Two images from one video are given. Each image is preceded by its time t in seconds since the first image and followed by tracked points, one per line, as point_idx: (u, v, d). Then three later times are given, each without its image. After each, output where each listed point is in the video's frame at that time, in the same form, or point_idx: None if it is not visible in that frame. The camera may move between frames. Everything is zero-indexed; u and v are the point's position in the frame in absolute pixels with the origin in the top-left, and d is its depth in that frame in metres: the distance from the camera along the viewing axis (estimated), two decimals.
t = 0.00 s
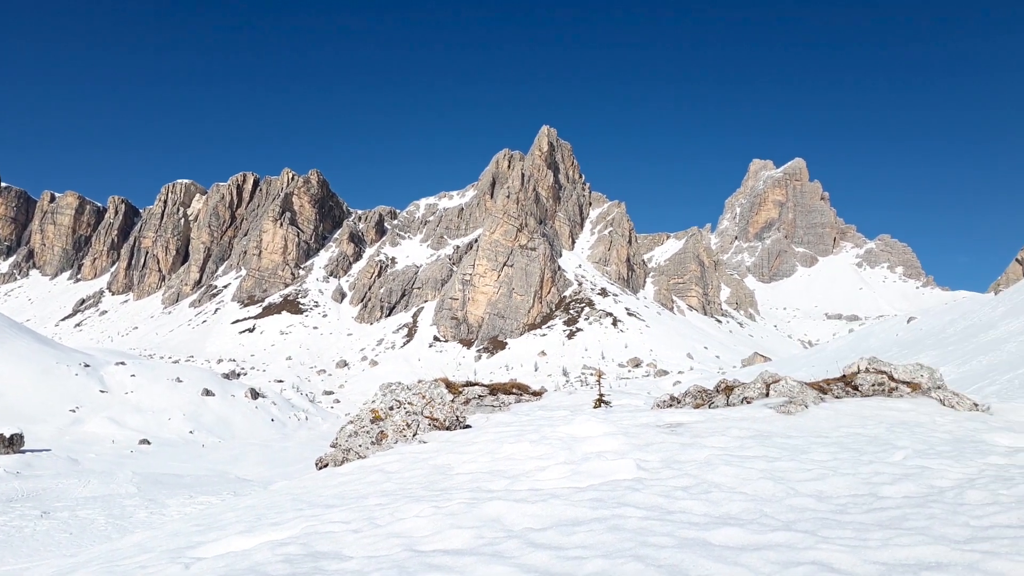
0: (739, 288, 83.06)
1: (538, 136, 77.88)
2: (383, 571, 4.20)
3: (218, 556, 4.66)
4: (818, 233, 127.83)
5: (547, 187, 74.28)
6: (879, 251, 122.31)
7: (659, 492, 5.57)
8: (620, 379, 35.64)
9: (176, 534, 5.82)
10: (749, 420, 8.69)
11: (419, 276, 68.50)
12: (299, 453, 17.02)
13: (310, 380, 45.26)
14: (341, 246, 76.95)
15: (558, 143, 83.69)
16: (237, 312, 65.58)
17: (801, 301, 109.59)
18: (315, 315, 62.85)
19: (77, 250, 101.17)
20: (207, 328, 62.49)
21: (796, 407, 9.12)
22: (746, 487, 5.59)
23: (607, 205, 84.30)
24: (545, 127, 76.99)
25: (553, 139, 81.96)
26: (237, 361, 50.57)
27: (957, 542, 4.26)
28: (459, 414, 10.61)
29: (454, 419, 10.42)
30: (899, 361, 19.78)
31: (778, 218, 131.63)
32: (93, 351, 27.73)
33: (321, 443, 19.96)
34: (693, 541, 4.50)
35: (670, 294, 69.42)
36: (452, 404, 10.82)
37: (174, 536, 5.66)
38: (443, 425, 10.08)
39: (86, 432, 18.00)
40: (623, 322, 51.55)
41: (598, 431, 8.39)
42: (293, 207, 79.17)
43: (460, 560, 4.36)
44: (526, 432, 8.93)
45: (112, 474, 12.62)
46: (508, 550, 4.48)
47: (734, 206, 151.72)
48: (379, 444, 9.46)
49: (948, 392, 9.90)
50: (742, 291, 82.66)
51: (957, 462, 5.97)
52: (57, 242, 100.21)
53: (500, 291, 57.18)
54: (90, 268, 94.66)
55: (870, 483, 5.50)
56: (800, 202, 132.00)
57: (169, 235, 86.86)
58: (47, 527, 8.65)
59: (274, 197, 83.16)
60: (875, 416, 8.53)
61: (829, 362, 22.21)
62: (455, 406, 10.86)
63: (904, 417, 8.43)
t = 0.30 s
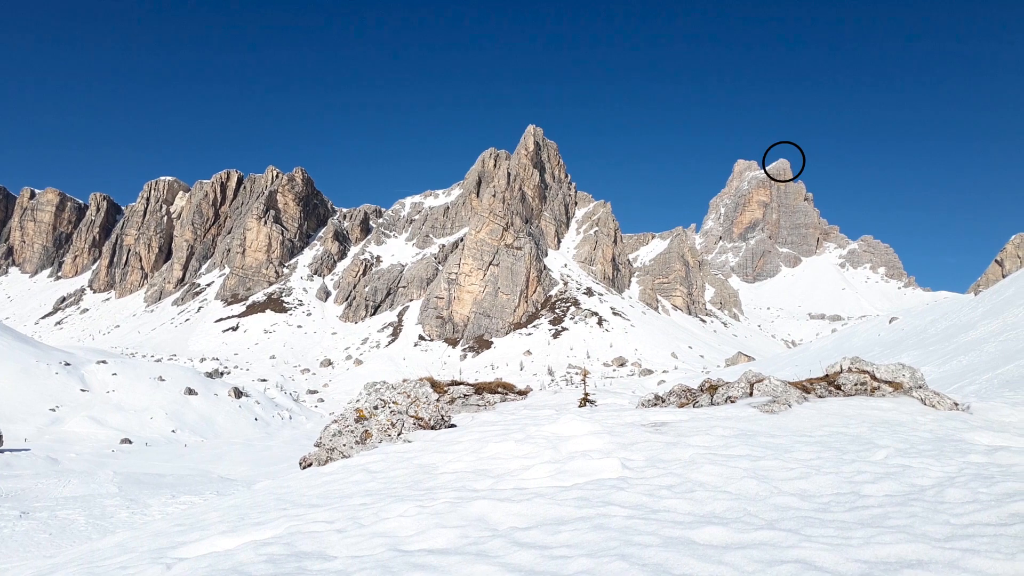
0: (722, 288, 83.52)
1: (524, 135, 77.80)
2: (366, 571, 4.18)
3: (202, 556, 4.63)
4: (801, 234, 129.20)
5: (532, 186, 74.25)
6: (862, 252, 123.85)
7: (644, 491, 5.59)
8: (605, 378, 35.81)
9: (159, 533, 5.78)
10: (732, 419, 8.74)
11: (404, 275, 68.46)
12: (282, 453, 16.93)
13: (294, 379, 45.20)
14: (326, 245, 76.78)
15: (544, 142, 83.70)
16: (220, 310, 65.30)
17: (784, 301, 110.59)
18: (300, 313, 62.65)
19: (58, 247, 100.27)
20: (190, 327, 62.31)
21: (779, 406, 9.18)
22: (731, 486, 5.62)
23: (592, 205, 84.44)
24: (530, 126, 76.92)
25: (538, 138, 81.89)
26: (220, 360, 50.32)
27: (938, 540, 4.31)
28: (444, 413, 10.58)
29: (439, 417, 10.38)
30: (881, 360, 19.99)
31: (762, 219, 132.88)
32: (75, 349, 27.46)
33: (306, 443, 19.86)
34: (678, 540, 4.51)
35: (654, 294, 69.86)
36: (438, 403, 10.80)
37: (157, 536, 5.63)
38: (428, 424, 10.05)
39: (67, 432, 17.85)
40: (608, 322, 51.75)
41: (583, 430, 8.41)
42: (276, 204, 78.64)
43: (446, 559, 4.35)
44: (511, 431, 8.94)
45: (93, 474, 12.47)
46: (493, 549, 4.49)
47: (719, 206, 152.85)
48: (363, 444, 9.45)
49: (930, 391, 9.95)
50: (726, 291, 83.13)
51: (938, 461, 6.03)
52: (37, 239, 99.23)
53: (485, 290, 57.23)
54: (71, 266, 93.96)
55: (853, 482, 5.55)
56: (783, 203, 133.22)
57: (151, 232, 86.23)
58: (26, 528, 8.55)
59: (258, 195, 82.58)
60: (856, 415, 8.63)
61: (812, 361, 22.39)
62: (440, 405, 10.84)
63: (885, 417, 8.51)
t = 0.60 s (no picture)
0: (707, 288, 83.81)
1: (511, 134, 77.72)
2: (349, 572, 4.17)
3: (183, 556, 4.59)
4: (785, 235, 130.32)
5: (518, 185, 74.25)
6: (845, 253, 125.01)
7: (629, 490, 5.61)
8: (590, 377, 36.01)
9: (140, 534, 5.72)
10: (716, 418, 8.79)
11: (389, 273, 68.39)
12: (265, 452, 16.85)
13: (278, 378, 45.08)
14: (310, 243, 76.36)
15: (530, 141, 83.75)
16: (203, 309, 64.96)
17: (768, 301, 111.41)
18: (283, 312, 62.37)
19: (37, 244, 99.03)
20: (172, 325, 62.03)
21: (762, 405, 9.24)
22: (714, 485, 5.65)
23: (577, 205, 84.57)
24: (517, 125, 76.89)
25: (524, 137, 81.92)
26: (203, 359, 49.87)
27: (918, 538, 4.36)
28: (428, 412, 10.57)
29: (424, 417, 10.38)
30: (864, 360, 20.17)
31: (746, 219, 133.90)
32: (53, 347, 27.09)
33: (290, 443, 19.72)
34: (662, 539, 4.53)
35: (639, 293, 70.17)
36: (422, 402, 10.80)
37: (138, 536, 5.58)
38: (412, 423, 10.04)
39: (47, 431, 17.73)
40: (594, 321, 51.96)
41: (568, 429, 8.42)
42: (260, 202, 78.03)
43: (430, 559, 4.35)
44: (496, 430, 8.95)
45: (73, 474, 12.33)
46: (477, 548, 4.49)
47: (703, 207, 154.03)
48: (347, 443, 9.36)
49: (911, 391, 10.00)
50: (710, 291, 83.46)
51: (917, 460, 6.09)
52: (16, 236, 97.85)
53: (471, 289, 57.26)
54: (50, 264, 93.06)
55: (835, 481, 5.58)
56: (768, 204, 134.29)
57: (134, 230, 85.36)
58: (3, 529, 8.46)
59: (242, 193, 81.88)
60: (839, 414, 8.70)
61: (796, 361, 22.54)
62: (425, 404, 10.84)
63: (867, 416, 8.59)
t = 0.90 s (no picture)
0: (691, 288, 84.48)
1: (496, 133, 77.65)
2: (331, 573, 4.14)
3: (163, 557, 4.55)
4: (768, 235, 131.69)
5: (503, 184, 74.29)
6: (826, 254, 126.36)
7: (612, 489, 5.63)
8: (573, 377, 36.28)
9: (120, 534, 5.66)
10: (699, 417, 8.85)
11: (373, 272, 68.29)
12: (246, 451, 16.80)
13: (260, 376, 44.99)
14: (293, 241, 75.98)
15: (515, 141, 83.87)
16: (185, 307, 64.66)
17: (751, 301, 112.51)
18: (266, 310, 62.09)
19: (16, 241, 97.77)
20: (154, 323, 61.77)
21: (745, 405, 9.29)
22: (697, 483, 5.67)
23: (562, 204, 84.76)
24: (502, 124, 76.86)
25: (509, 136, 81.93)
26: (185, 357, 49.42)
27: (897, 536, 4.41)
28: (413, 411, 10.52)
29: (408, 416, 10.32)
30: (845, 360, 20.38)
31: (729, 220, 135.24)
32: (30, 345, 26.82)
33: (273, 443, 19.57)
34: (644, 537, 4.54)
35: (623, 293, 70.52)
36: (406, 401, 10.76)
37: (117, 536, 5.52)
38: (396, 422, 10.01)
39: (26, 430, 17.56)
40: (578, 321, 52.12)
41: (552, 428, 8.42)
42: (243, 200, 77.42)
43: (413, 559, 4.34)
44: (481, 429, 8.94)
45: (51, 474, 12.17)
46: (460, 548, 4.48)
47: (687, 207, 155.45)
48: (330, 442, 9.33)
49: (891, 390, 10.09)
50: (694, 291, 84.17)
51: (897, 458, 6.15)
52: None
53: (455, 288, 57.30)
54: (29, 261, 92.24)
55: (817, 480, 5.63)
56: (750, 204, 135.72)
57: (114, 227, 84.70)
58: None
59: (224, 191, 81.18)
60: (820, 413, 8.78)
61: (779, 360, 22.73)
62: (409, 403, 10.80)
63: (849, 415, 8.66)
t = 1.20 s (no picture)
0: (675, 288, 85.25)
1: (482, 131, 77.60)
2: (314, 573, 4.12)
3: (144, 556, 4.51)
4: (751, 236, 133.05)
5: (489, 183, 74.31)
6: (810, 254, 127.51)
7: (597, 487, 5.63)
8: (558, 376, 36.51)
9: (100, 533, 5.59)
10: (682, 416, 8.88)
11: (358, 270, 68.28)
12: (230, 450, 16.74)
13: (243, 374, 44.84)
14: (277, 239, 75.63)
15: (501, 140, 83.84)
16: (168, 304, 64.36)
17: (735, 300, 113.58)
18: (250, 308, 61.80)
19: None
20: (136, 321, 61.39)
21: (729, 403, 9.34)
22: (682, 482, 5.70)
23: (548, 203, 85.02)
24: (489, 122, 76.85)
25: (495, 135, 81.94)
26: (167, 355, 49.01)
27: (879, 534, 4.45)
28: (397, 411, 10.53)
29: (391, 415, 10.32)
30: (828, 359, 20.63)
31: (713, 220, 136.63)
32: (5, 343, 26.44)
33: (256, 442, 19.44)
34: (629, 537, 4.55)
35: (608, 292, 70.88)
36: (390, 401, 10.77)
37: (97, 536, 5.46)
38: (380, 422, 10.00)
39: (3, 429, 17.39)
40: (563, 320, 52.29)
41: (537, 427, 8.43)
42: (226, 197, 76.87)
43: (397, 558, 4.34)
44: (465, 428, 8.93)
45: (30, 473, 12.03)
46: (444, 547, 4.46)
47: (671, 207, 156.84)
48: (314, 441, 9.27)
49: (873, 389, 10.14)
50: (679, 290, 84.93)
51: (878, 457, 6.21)
52: None
53: (441, 287, 57.29)
54: (8, 257, 91.46)
55: (800, 478, 5.67)
56: (734, 204, 137.18)
57: (95, 224, 83.77)
58: None
59: (208, 188, 80.33)
60: (803, 412, 8.85)
61: (762, 359, 22.95)
62: (393, 403, 10.82)
63: (831, 415, 8.71)
